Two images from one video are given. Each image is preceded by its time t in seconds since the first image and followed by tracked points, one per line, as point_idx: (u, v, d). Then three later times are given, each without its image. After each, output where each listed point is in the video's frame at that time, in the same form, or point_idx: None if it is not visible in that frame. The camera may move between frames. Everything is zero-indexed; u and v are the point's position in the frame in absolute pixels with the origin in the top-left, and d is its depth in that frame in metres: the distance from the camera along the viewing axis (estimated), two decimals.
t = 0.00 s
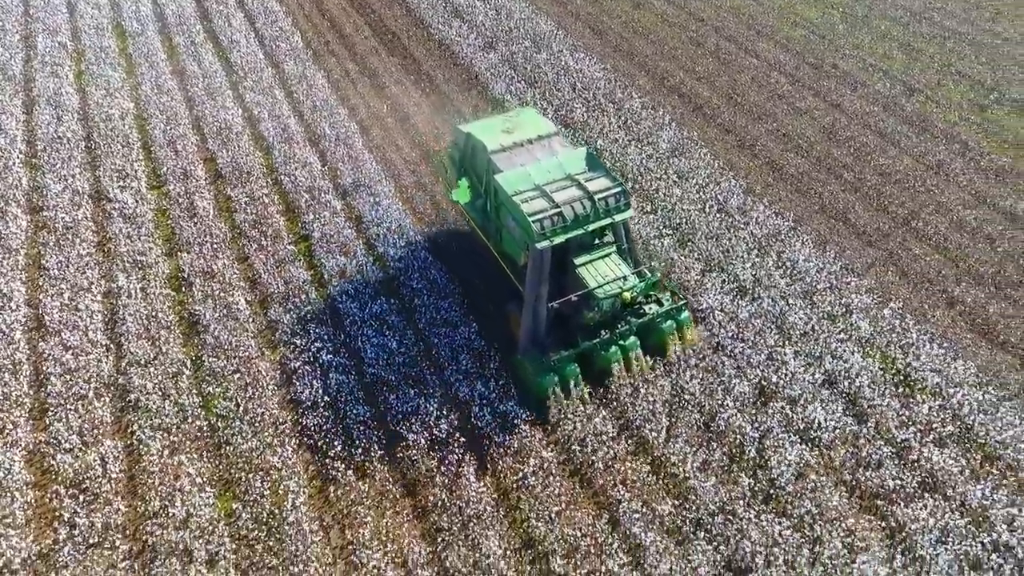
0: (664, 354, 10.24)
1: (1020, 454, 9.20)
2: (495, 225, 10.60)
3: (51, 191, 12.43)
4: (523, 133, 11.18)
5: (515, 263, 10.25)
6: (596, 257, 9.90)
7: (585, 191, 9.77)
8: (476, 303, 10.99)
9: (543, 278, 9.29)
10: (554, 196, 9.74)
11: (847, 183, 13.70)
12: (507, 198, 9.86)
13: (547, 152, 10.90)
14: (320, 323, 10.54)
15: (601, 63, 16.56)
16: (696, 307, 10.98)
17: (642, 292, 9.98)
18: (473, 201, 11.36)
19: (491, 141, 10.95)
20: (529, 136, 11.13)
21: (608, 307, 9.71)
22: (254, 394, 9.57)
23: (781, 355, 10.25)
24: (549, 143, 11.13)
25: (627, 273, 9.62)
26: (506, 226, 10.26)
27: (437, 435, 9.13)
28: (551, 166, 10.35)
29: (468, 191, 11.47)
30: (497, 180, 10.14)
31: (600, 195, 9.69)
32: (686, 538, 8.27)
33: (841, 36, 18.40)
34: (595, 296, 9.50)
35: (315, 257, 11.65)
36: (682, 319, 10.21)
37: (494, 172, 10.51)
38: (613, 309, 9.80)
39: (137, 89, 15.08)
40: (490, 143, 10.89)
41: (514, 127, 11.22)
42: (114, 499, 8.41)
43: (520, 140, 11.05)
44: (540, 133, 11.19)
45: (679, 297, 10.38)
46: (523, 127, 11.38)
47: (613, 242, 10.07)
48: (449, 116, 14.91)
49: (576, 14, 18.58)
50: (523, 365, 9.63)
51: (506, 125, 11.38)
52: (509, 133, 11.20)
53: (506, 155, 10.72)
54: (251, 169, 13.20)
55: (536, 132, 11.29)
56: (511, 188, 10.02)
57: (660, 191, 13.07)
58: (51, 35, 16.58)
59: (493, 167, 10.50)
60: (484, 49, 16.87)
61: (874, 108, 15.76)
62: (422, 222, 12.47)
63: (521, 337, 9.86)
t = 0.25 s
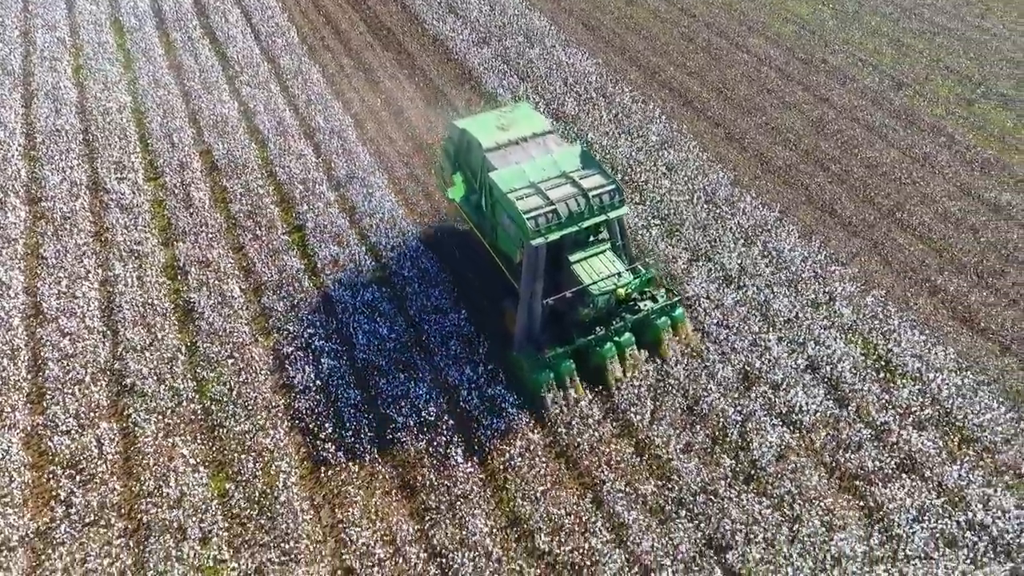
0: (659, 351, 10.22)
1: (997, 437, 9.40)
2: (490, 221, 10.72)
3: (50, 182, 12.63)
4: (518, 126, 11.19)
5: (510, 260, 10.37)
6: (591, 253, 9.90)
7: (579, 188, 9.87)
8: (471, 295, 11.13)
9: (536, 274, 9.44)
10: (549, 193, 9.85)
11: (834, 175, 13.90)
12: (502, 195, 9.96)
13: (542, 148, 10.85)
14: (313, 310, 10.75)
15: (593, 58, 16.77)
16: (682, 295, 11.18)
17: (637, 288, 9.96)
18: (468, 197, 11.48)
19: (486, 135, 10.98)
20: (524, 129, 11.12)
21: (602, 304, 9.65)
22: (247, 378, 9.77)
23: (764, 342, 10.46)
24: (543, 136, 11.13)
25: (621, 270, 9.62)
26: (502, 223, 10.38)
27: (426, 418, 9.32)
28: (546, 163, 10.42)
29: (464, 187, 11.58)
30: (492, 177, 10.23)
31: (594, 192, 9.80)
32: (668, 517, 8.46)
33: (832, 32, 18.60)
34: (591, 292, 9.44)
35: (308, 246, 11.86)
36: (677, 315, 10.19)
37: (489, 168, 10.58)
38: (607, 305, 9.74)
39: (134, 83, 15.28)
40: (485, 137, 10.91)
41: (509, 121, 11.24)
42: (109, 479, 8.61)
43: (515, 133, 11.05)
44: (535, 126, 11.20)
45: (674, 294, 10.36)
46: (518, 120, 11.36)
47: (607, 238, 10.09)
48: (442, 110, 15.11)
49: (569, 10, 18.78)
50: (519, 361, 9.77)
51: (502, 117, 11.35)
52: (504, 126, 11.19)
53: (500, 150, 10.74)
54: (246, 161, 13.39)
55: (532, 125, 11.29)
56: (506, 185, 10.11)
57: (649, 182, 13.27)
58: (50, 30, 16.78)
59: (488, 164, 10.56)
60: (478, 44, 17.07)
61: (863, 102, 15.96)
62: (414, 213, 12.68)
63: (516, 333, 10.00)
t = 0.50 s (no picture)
0: (655, 348, 10.28)
1: (976, 422, 9.58)
2: (487, 221, 10.69)
3: (48, 174, 12.80)
4: (514, 126, 11.15)
5: (507, 259, 10.34)
6: (586, 251, 9.95)
7: (575, 187, 9.84)
8: (468, 296, 11.21)
9: (533, 273, 9.44)
10: (544, 191, 9.81)
11: (822, 168, 14.07)
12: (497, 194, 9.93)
13: (537, 147, 10.88)
14: (306, 299, 10.93)
15: (586, 54, 16.95)
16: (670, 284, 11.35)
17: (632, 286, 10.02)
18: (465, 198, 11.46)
19: (481, 134, 10.93)
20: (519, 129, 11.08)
21: (599, 302, 9.70)
22: (241, 365, 9.95)
23: (749, 329, 10.63)
24: (539, 136, 11.09)
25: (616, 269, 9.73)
26: (497, 223, 10.34)
27: (416, 403, 9.50)
28: (541, 163, 10.41)
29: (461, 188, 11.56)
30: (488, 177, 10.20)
31: (589, 190, 9.76)
32: (652, 499, 8.64)
33: (823, 28, 18.78)
34: (586, 290, 9.52)
35: (302, 237, 12.04)
36: (673, 313, 10.24)
37: (484, 168, 10.54)
38: (603, 304, 9.80)
39: (131, 78, 15.46)
40: (481, 137, 10.88)
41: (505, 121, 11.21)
42: (105, 462, 8.79)
43: (511, 133, 11.01)
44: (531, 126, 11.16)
45: (670, 292, 10.40)
46: (514, 120, 11.32)
47: (602, 237, 10.12)
48: (435, 104, 15.28)
49: (562, 6, 18.95)
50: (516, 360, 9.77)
51: (498, 116, 11.30)
52: (500, 126, 11.16)
53: (496, 149, 10.71)
54: (241, 154, 13.57)
55: (528, 125, 11.25)
56: (502, 184, 10.08)
57: (639, 175, 13.45)
58: (48, 26, 16.97)
59: (484, 163, 10.53)
60: (472, 40, 17.25)
61: (852, 97, 16.14)
62: (407, 205, 12.87)
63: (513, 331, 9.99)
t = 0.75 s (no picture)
0: (650, 346, 10.33)
1: (957, 408, 9.76)
2: (484, 220, 10.57)
3: (46, 167, 12.97)
4: (510, 123, 10.97)
5: (504, 257, 10.28)
6: (582, 249, 9.84)
7: (571, 185, 9.70)
8: (467, 297, 11.21)
9: (529, 270, 9.42)
10: (541, 190, 9.67)
11: (811, 162, 14.24)
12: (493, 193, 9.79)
13: (533, 144, 10.70)
14: (300, 289, 11.11)
15: (579, 49, 17.12)
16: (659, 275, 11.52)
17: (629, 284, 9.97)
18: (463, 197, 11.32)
19: (477, 131, 10.73)
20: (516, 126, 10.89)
21: (595, 301, 9.63)
22: (235, 352, 10.13)
23: (735, 318, 10.81)
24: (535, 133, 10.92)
25: (613, 265, 9.60)
26: (494, 221, 10.26)
27: (406, 389, 9.67)
28: (537, 160, 10.26)
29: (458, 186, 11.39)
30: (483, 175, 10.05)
31: (586, 188, 9.62)
32: (637, 482, 8.81)
33: (815, 24, 18.95)
34: (582, 289, 9.46)
35: (296, 228, 12.21)
36: (669, 311, 10.24)
37: (480, 166, 10.37)
38: (599, 302, 9.71)
39: (129, 73, 15.64)
40: (476, 134, 10.68)
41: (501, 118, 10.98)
42: (101, 445, 8.96)
43: (507, 130, 10.82)
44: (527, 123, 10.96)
45: (666, 289, 10.36)
46: (510, 116, 11.12)
47: (598, 234, 10.02)
48: (429, 99, 15.45)
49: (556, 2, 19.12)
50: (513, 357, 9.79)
51: (494, 112, 11.10)
52: (496, 122, 10.97)
53: (492, 147, 10.55)
54: (237, 147, 13.75)
55: (524, 121, 11.05)
56: (498, 183, 9.93)
57: (630, 167, 13.63)
58: (47, 22, 17.15)
59: (479, 161, 10.38)
60: (466, 36, 17.43)
61: (842, 92, 16.31)
62: (400, 198, 13.03)
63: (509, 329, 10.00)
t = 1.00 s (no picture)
0: (648, 347, 10.27)
1: (940, 395, 9.91)
2: (481, 220, 10.63)
3: (43, 160, 13.13)
4: (507, 122, 11.03)
5: (500, 257, 10.35)
6: (579, 249, 9.86)
7: (567, 185, 9.77)
8: (467, 296, 11.18)
9: (525, 268, 9.47)
10: (537, 190, 9.77)
11: (800, 156, 14.41)
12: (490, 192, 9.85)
13: (530, 144, 10.80)
14: (294, 279, 11.28)
15: (572, 46, 17.28)
16: (648, 266, 11.68)
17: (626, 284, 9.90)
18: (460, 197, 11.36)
19: (474, 131, 10.80)
20: (513, 126, 10.97)
21: (591, 300, 9.61)
22: (229, 341, 10.29)
23: (722, 308, 10.97)
24: (532, 133, 10.98)
25: (609, 265, 9.55)
26: (491, 221, 10.32)
27: (397, 377, 9.83)
28: (534, 161, 10.38)
29: (455, 185, 11.43)
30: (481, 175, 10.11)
31: (582, 188, 9.68)
32: (623, 467, 8.96)
33: (806, 21, 19.11)
34: (579, 289, 9.42)
35: (291, 221, 12.37)
36: (667, 311, 10.15)
37: (477, 165, 10.42)
38: (596, 302, 9.69)
39: (126, 69, 15.80)
40: (473, 133, 10.75)
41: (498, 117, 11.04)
42: (97, 431, 9.12)
43: (504, 130, 10.89)
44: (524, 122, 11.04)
45: (664, 289, 10.29)
46: (507, 115, 11.18)
47: (594, 234, 10.05)
48: (423, 94, 15.61)
49: None
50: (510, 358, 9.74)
51: (491, 112, 11.17)
52: (494, 122, 11.02)
53: (489, 147, 10.61)
54: (233, 142, 13.91)
55: (520, 121, 11.12)
56: (494, 182, 9.99)
57: (621, 161, 13.79)
58: (45, 18, 17.31)
59: (476, 160, 10.43)
60: (460, 32, 17.59)
61: (832, 87, 16.47)
62: (394, 191, 13.19)
63: (506, 329, 9.96)
